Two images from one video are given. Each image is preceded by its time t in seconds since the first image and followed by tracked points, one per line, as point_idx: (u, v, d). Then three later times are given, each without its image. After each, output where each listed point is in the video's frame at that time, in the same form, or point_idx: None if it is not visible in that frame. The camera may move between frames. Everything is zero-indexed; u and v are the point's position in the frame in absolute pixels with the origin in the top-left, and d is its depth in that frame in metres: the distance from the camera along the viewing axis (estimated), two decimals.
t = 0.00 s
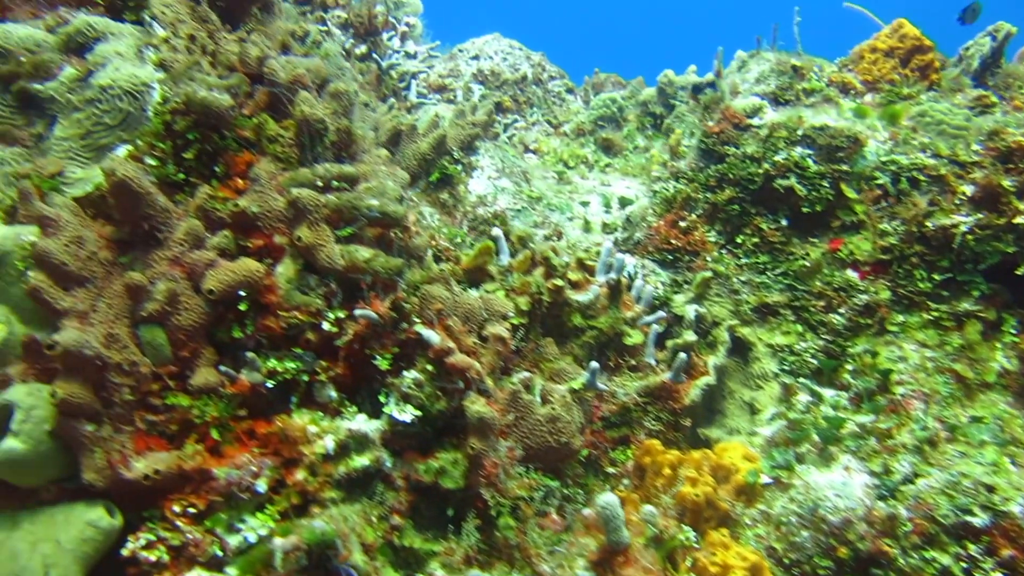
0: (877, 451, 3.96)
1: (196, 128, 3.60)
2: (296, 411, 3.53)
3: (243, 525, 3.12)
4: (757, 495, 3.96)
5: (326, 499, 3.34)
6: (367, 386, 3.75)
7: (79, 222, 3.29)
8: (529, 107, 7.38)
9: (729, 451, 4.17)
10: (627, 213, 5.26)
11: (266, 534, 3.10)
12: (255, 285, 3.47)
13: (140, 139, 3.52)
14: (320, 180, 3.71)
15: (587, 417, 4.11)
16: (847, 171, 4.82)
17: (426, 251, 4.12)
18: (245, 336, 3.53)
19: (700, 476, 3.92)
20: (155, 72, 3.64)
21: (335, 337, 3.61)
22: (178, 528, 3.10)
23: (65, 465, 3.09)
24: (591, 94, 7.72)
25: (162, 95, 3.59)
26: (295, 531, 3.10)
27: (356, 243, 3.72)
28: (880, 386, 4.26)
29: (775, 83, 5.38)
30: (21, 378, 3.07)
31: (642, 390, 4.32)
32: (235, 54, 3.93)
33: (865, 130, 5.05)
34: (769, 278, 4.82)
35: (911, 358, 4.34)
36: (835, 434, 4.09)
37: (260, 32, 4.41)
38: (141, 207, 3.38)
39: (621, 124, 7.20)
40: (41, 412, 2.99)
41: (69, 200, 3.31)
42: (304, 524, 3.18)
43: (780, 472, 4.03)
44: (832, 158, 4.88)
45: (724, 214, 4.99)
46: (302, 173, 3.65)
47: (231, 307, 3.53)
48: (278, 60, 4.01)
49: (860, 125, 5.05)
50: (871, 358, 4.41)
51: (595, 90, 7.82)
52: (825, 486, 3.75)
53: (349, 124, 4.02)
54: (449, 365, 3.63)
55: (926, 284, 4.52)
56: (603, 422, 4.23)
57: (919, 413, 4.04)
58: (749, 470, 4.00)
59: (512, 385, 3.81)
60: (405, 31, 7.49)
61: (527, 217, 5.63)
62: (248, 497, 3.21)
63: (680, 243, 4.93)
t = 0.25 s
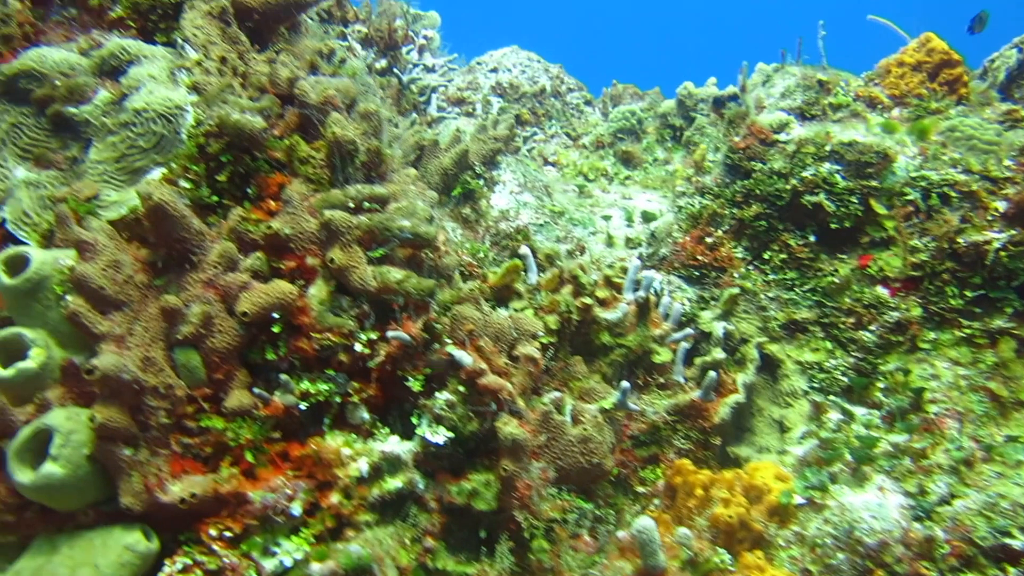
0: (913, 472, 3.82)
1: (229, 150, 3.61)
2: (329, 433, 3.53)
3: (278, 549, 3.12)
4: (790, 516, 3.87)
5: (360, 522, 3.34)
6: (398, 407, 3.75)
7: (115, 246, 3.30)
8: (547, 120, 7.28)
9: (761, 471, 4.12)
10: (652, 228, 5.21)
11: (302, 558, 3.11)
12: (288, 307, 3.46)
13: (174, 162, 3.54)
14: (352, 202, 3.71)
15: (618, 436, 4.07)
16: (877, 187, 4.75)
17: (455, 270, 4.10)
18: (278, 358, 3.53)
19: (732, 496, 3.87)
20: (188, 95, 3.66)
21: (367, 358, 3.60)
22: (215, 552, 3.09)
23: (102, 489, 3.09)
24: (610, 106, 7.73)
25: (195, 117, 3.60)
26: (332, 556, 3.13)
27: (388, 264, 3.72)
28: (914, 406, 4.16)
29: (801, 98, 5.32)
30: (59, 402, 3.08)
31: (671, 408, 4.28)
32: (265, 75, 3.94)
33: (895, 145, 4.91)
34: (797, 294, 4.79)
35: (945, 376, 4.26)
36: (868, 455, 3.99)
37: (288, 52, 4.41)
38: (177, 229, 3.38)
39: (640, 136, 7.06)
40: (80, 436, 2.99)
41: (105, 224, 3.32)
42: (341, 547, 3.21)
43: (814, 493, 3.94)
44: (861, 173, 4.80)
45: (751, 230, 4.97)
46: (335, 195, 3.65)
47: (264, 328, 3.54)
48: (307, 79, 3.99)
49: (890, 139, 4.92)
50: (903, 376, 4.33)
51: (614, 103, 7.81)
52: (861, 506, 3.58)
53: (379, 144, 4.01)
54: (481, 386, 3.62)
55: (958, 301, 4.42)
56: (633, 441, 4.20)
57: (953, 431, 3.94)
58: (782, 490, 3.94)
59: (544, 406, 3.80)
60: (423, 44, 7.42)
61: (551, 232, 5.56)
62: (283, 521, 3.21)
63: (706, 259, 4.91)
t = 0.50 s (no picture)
0: (949, 493, 3.79)
1: (262, 171, 3.62)
2: (361, 454, 3.53)
3: (314, 573, 3.15)
4: (824, 538, 3.74)
5: (395, 544, 3.35)
6: (429, 427, 3.77)
7: (152, 268, 3.31)
8: (567, 132, 7.22)
9: (793, 490, 4.00)
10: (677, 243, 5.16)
11: None
12: (322, 328, 3.46)
13: (208, 184, 3.56)
14: (384, 222, 3.72)
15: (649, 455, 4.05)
16: (906, 203, 4.64)
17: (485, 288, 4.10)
18: (311, 379, 3.53)
19: (764, 517, 3.74)
20: (221, 117, 3.70)
21: (400, 378, 3.60)
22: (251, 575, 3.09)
23: (138, 511, 3.06)
24: (630, 118, 7.76)
25: (229, 139, 3.63)
26: None
27: (421, 284, 3.73)
28: (948, 427, 4.11)
29: (828, 112, 5.20)
30: (98, 425, 3.09)
31: (700, 426, 4.24)
32: (296, 96, 3.97)
33: (925, 160, 4.81)
34: (826, 310, 4.74)
35: (980, 395, 4.18)
36: (903, 475, 3.94)
37: (316, 71, 4.41)
38: (212, 251, 3.39)
39: (659, 148, 6.95)
40: (118, 458, 2.98)
41: (141, 246, 3.34)
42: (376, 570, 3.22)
43: (848, 514, 3.86)
44: (890, 189, 4.68)
45: (779, 246, 4.91)
46: (367, 215, 3.65)
47: (298, 349, 3.54)
48: (338, 100, 4.02)
49: (919, 155, 4.79)
50: (938, 395, 4.25)
51: (633, 114, 7.82)
52: (899, 530, 3.63)
53: (409, 164, 4.02)
54: (514, 407, 3.59)
55: (991, 317, 4.34)
56: (663, 459, 4.19)
57: (990, 451, 3.87)
58: (817, 512, 3.79)
59: (575, 426, 3.76)
60: (441, 57, 7.43)
61: (574, 246, 5.47)
62: (317, 543, 3.20)
63: (733, 275, 4.88)
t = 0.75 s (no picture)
0: (987, 514, 3.75)
1: (294, 190, 3.63)
2: (395, 474, 3.51)
3: None
4: (859, 559, 3.66)
5: (430, 565, 3.30)
6: (461, 446, 3.75)
7: (187, 289, 3.32)
8: (585, 144, 7.16)
9: (826, 510, 3.94)
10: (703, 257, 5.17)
11: None
12: (355, 347, 3.45)
13: (241, 204, 3.56)
14: (415, 241, 3.70)
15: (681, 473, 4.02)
16: (937, 218, 4.57)
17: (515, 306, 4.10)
18: (344, 399, 3.53)
19: (797, 538, 3.67)
20: (253, 136, 3.70)
21: (432, 398, 3.59)
22: None
23: (177, 533, 3.07)
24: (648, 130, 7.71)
25: (261, 158, 3.63)
26: None
27: (452, 302, 3.71)
28: (983, 446, 4.07)
29: (855, 125, 5.14)
30: (137, 445, 3.09)
31: (731, 443, 4.21)
32: (325, 115, 3.98)
33: (956, 174, 4.71)
34: (855, 326, 4.71)
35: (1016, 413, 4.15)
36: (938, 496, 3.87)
37: (343, 87, 4.39)
38: (246, 271, 3.40)
39: (679, 160, 6.94)
40: (157, 479, 2.99)
41: (176, 266, 3.36)
42: None
43: (884, 535, 3.75)
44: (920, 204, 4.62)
45: (807, 261, 4.90)
46: (398, 234, 3.64)
47: (331, 368, 3.53)
48: (367, 117, 4.01)
49: (949, 169, 4.70)
50: (971, 413, 4.23)
51: (651, 125, 7.80)
52: (936, 551, 3.60)
53: (438, 181, 4.00)
54: (547, 426, 3.57)
55: None
56: (693, 477, 4.15)
57: None
58: (851, 532, 3.71)
59: (608, 445, 3.75)
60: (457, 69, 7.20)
61: (597, 259, 5.44)
62: (353, 564, 3.18)
63: (761, 290, 4.88)
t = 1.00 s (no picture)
0: None
1: (325, 208, 3.61)
2: (426, 494, 3.49)
3: None
4: None
5: None
6: (491, 465, 3.72)
7: (220, 308, 3.31)
8: (603, 155, 7.13)
9: (861, 530, 3.85)
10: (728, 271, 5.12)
11: None
12: (386, 366, 3.40)
13: (272, 222, 3.55)
14: (446, 259, 3.69)
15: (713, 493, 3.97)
16: (968, 233, 4.52)
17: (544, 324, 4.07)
18: (375, 418, 3.49)
19: (831, 558, 3.58)
20: (283, 154, 3.71)
21: (464, 418, 3.56)
22: None
23: (211, 554, 3.05)
24: (667, 140, 7.70)
25: (292, 176, 3.63)
26: None
27: (483, 321, 3.68)
28: (1017, 465, 4.07)
29: (882, 139, 5.16)
30: (170, 467, 3.06)
31: (761, 461, 4.15)
32: (353, 131, 3.96)
33: (987, 189, 4.59)
34: (885, 342, 4.67)
35: None
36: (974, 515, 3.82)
37: (370, 103, 4.37)
38: (278, 290, 3.36)
39: (699, 171, 6.87)
40: (191, 501, 2.95)
41: (208, 285, 3.32)
42: None
43: (919, 555, 3.67)
44: (951, 219, 4.57)
45: (834, 275, 4.86)
46: (429, 252, 3.62)
47: (362, 388, 3.50)
48: (395, 134, 3.99)
49: (980, 183, 4.62)
50: (1005, 432, 4.18)
51: (669, 136, 7.79)
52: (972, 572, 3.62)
53: (467, 198, 3.98)
54: (578, 446, 3.53)
55: None
56: (723, 496, 4.09)
57: None
58: (887, 553, 3.63)
59: (640, 465, 3.68)
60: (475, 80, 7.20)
61: (619, 273, 5.36)
62: None
63: (789, 305, 4.82)
